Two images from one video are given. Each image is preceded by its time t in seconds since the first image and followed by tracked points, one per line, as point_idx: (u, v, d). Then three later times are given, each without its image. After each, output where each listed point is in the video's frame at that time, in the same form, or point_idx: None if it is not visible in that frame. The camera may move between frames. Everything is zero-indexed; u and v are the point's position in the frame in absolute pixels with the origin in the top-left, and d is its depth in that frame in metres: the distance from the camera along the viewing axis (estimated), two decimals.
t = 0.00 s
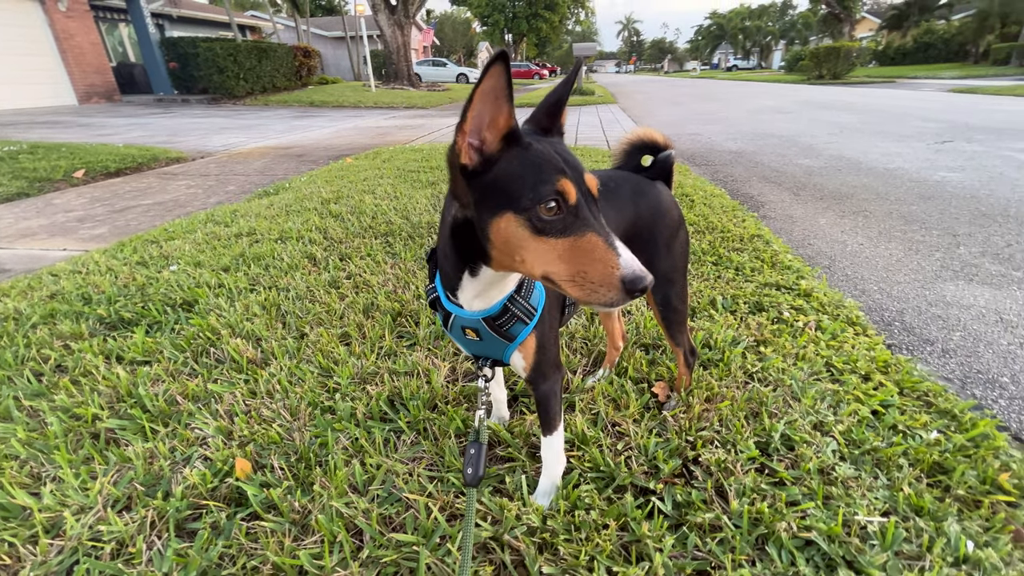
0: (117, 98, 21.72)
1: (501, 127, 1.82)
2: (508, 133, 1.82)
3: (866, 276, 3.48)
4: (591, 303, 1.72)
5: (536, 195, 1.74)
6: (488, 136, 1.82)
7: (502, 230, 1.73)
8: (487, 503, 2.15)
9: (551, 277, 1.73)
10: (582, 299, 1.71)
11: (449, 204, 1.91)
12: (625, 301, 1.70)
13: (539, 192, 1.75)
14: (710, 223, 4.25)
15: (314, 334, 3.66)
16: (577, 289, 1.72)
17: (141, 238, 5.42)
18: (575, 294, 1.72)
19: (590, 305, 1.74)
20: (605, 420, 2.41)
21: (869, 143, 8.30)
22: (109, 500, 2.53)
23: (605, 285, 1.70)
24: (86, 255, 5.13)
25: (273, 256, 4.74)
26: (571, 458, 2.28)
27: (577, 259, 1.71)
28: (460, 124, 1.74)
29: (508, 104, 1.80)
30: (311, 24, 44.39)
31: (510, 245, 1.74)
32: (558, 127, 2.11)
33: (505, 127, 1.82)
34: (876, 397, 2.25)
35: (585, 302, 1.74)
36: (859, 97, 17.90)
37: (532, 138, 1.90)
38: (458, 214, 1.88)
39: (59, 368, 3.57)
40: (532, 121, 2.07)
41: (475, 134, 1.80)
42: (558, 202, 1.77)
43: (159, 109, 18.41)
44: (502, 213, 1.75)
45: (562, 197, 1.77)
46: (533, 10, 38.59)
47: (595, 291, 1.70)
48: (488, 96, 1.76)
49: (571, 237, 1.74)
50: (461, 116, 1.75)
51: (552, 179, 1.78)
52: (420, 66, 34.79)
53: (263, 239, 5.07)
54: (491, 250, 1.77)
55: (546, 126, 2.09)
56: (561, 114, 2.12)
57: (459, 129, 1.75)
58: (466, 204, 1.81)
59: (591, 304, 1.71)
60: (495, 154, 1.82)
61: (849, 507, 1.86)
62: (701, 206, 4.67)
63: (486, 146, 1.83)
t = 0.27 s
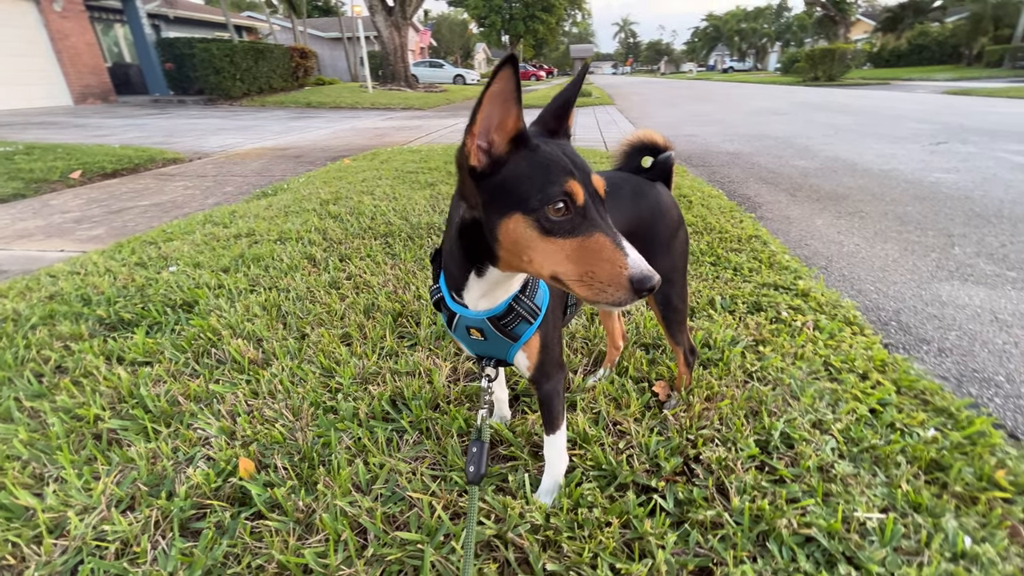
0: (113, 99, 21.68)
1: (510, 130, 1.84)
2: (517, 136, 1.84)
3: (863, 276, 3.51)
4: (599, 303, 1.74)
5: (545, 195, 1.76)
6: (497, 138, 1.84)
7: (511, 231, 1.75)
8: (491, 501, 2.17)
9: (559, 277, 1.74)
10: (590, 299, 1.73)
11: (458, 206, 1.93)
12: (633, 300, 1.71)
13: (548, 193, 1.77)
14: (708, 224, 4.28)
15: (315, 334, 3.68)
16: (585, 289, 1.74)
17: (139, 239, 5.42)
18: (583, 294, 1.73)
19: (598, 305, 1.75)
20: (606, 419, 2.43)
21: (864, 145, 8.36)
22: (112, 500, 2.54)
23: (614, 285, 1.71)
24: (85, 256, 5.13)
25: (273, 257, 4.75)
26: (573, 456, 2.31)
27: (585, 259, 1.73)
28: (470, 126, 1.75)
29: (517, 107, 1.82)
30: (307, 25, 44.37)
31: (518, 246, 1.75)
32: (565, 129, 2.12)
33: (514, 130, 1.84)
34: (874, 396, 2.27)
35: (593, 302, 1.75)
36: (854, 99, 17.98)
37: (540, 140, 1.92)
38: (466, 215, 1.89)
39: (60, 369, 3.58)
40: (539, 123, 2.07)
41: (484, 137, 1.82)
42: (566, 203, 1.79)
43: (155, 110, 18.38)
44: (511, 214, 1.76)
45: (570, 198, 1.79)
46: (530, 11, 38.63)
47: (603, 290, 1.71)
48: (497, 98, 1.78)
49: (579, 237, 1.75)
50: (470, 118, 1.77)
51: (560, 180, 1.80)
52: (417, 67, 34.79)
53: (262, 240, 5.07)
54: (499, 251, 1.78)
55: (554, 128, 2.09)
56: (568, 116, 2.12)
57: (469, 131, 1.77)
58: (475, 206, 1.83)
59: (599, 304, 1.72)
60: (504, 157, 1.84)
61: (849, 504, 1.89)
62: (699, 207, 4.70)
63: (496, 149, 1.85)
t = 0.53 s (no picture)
0: (106, 99, 21.55)
1: (520, 130, 1.87)
2: (527, 137, 1.87)
3: (858, 277, 3.56)
4: (608, 303, 1.79)
5: (556, 196, 1.79)
6: (508, 139, 1.86)
7: (522, 231, 1.78)
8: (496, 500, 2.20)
9: (569, 276, 1.78)
10: (599, 298, 1.78)
11: (467, 204, 1.95)
12: (642, 300, 1.77)
13: (558, 193, 1.80)
14: (705, 225, 4.32)
15: (315, 335, 3.70)
16: (594, 288, 1.78)
17: (136, 241, 5.42)
18: (593, 293, 1.78)
19: (607, 304, 1.80)
20: (608, 418, 2.48)
21: (856, 147, 8.45)
22: (115, 501, 2.56)
23: (623, 285, 1.76)
24: (81, 258, 5.12)
25: (271, 258, 4.76)
26: (576, 455, 2.35)
27: (594, 259, 1.77)
28: (482, 127, 1.77)
29: (527, 108, 1.85)
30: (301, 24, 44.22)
31: (529, 246, 1.79)
32: (574, 131, 2.13)
33: (524, 131, 1.87)
34: (871, 394, 2.32)
35: (602, 301, 1.80)
36: (846, 101, 18.11)
37: (550, 140, 1.94)
38: (476, 214, 1.92)
39: (58, 370, 3.58)
40: (548, 124, 2.08)
41: (495, 137, 1.84)
42: (576, 203, 1.82)
43: (148, 110, 18.30)
44: (521, 214, 1.79)
45: (580, 199, 1.82)
46: (525, 11, 38.63)
47: (612, 290, 1.76)
48: (509, 99, 1.80)
49: (589, 237, 1.80)
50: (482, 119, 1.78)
51: (570, 181, 1.83)
52: (411, 67, 34.72)
53: (260, 241, 5.08)
54: (509, 251, 1.82)
55: (562, 130, 2.11)
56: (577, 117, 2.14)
57: (481, 131, 1.78)
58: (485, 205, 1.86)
59: (608, 303, 1.77)
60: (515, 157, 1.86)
61: (848, 500, 1.94)
62: (695, 208, 4.74)
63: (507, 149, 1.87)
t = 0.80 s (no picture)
0: (101, 101, 21.47)
1: (523, 128, 1.89)
2: (530, 135, 1.89)
3: (855, 278, 3.58)
4: (611, 299, 1.82)
5: (560, 194, 1.82)
6: (511, 137, 1.89)
7: (526, 229, 1.81)
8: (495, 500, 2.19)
9: (573, 273, 1.82)
10: (603, 295, 1.81)
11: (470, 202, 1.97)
12: (645, 296, 1.80)
13: (562, 191, 1.82)
14: (703, 226, 4.35)
15: (313, 336, 3.69)
16: (598, 285, 1.82)
17: (132, 243, 5.40)
18: (596, 290, 1.81)
19: (610, 301, 1.84)
20: (607, 418, 2.49)
21: (853, 149, 8.50)
22: (112, 503, 2.55)
23: (626, 282, 1.79)
24: (76, 259, 5.10)
25: (268, 259, 4.76)
26: (576, 455, 2.38)
27: (598, 256, 1.81)
28: (485, 125, 1.79)
29: (530, 107, 1.87)
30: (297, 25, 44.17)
31: (533, 244, 1.82)
32: (576, 129, 2.14)
33: (527, 129, 1.89)
34: (869, 394, 2.34)
35: (605, 298, 1.84)
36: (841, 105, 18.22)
37: (553, 138, 1.96)
38: (479, 212, 1.94)
39: (54, 372, 3.57)
40: (550, 122, 2.10)
41: (499, 135, 1.86)
42: (580, 201, 1.85)
43: (143, 112, 18.24)
44: (525, 212, 1.82)
45: (584, 196, 1.85)
46: (522, 15, 38.65)
47: (616, 287, 1.80)
48: (513, 98, 1.83)
49: (593, 235, 1.83)
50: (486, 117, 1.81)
51: (574, 179, 1.85)
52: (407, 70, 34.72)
53: (257, 243, 5.07)
54: (513, 249, 1.85)
55: (565, 128, 2.12)
56: (579, 115, 2.15)
57: (485, 129, 1.80)
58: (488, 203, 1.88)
59: (612, 300, 1.81)
60: (518, 155, 1.89)
61: (847, 499, 1.96)
62: (692, 210, 4.76)
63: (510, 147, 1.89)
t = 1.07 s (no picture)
0: (76, 92, 20.92)
1: (528, 118, 1.83)
2: (535, 124, 1.83)
3: (865, 277, 3.54)
4: (618, 297, 1.75)
5: (566, 186, 1.76)
6: (515, 126, 1.83)
7: (530, 222, 1.75)
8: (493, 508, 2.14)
9: (579, 269, 1.75)
10: (611, 291, 1.74)
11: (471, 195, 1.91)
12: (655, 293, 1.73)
13: (568, 182, 1.76)
14: (707, 223, 4.28)
15: (301, 337, 3.56)
16: (605, 281, 1.75)
17: (108, 240, 5.20)
18: (603, 287, 1.74)
19: (618, 298, 1.76)
20: (610, 421, 2.42)
21: (862, 144, 8.50)
22: (87, 513, 2.41)
23: (635, 278, 1.72)
24: (48, 257, 4.90)
25: (253, 257, 4.60)
26: (578, 460, 2.31)
27: (606, 251, 1.74)
28: (489, 113, 1.74)
29: (536, 95, 1.81)
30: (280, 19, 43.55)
31: (537, 237, 1.75)
32: (582, 119, 2.06)
33: (532, 118, 1.83)
34: (881, 396, 2.28)
35: (613, 295, 1.76)
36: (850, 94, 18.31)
37: (559, 128, 1.90)
38: (481, 204, 1.88)
39: (25, 375, 3.39)
40: (555, 112, 2.02)
41: (503, 124, 1.80)
42: (587, 194, 1.78)
43: (121, 104, 17.78)
44: (530, 205, 1.76)
45: (591, 188, 1.79)
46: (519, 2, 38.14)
47: (624, 283, 1.73)
48: (518, 85, 1.77)
49: (600, 229, 1.76)
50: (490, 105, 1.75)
51: (581, 171, 1.79)
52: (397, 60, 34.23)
53: (241, 240, 4.91)
54: (516, 243, 1.78)
55: (570, 118, 2.04)
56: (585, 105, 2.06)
57: (488, 117, 1.74)
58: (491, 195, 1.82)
59: (619, 297, 1.73)
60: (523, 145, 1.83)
61: (860, 504, 1.90)
62: (697, 206, 4.70)
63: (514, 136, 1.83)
